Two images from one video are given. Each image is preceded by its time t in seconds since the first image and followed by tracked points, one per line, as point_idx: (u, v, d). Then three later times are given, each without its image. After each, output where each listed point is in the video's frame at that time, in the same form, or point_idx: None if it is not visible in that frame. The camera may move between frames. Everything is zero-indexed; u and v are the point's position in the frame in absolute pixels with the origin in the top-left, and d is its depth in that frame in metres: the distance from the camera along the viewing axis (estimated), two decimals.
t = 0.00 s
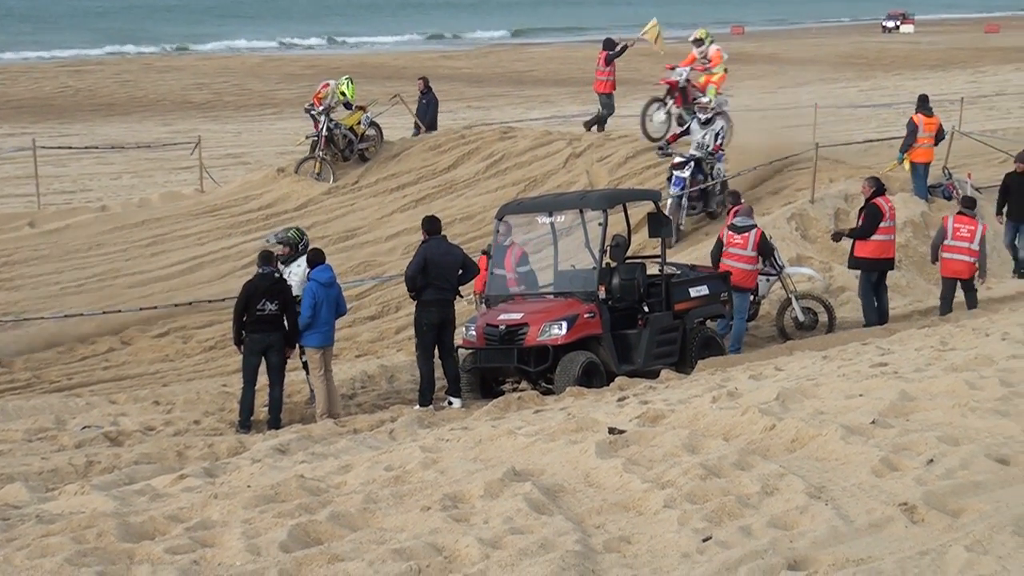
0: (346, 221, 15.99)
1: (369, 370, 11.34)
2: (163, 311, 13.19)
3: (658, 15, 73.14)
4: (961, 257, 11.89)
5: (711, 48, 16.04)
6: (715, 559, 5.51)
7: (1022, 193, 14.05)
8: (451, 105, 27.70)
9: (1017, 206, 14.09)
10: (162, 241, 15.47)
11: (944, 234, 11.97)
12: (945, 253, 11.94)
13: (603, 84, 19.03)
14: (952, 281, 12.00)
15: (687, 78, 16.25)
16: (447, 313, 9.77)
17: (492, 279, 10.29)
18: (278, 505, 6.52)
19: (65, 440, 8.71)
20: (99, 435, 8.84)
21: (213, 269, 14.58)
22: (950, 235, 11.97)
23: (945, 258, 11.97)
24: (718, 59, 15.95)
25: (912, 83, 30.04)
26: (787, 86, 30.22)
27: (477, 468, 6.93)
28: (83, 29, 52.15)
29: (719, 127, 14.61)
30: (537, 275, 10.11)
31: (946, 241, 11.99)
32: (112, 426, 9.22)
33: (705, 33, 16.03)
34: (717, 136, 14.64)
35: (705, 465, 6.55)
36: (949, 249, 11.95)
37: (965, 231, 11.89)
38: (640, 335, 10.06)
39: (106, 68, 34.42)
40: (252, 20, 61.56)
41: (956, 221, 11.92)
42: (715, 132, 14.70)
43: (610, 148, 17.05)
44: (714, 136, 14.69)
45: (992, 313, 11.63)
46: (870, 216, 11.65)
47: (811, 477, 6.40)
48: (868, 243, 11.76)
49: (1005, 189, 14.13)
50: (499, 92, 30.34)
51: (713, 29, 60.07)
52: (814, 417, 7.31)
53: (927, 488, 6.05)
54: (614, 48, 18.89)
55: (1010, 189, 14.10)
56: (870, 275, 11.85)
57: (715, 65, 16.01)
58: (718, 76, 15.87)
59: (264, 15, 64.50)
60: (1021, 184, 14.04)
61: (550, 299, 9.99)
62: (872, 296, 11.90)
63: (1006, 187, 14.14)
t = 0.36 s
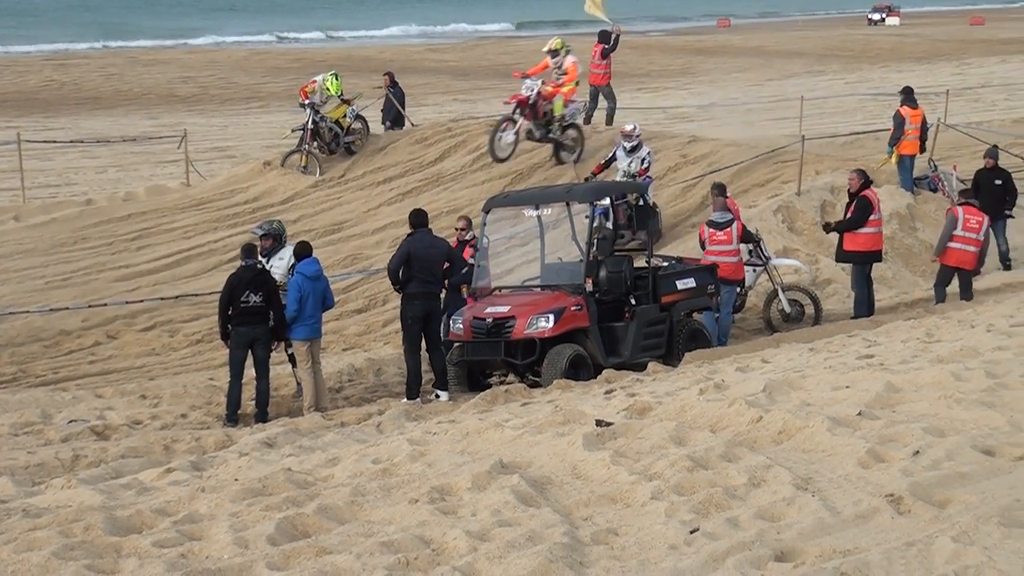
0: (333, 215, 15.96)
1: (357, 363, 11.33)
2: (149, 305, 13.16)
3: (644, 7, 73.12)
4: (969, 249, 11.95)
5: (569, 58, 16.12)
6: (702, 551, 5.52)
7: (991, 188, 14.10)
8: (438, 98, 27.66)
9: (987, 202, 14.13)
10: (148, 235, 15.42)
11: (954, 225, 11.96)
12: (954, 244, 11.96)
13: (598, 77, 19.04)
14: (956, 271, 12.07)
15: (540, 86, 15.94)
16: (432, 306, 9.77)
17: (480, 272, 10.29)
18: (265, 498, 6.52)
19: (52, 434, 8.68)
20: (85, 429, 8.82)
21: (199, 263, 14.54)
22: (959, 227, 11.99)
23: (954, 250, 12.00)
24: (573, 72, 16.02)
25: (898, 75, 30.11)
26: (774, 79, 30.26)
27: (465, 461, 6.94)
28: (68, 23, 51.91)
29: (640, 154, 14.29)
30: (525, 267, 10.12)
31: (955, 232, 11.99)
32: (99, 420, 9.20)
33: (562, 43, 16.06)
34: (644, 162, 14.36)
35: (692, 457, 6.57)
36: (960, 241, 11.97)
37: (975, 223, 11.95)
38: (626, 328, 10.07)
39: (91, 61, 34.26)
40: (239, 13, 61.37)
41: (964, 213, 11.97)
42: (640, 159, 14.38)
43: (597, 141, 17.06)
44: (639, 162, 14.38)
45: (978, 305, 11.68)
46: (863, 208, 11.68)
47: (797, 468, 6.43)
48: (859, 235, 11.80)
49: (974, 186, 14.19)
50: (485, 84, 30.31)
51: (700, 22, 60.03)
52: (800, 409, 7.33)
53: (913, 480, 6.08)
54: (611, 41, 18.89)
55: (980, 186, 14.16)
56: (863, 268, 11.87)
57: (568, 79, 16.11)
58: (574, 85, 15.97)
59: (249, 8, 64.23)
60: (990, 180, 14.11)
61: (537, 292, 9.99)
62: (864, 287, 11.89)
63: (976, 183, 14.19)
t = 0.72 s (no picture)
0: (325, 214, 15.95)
1: (350, 361, 11.34)
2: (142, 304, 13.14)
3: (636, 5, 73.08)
4: (970, 243, 12.03)
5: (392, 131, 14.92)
6: (695, 548, 5.53)
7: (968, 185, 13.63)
8: (429, 97, 27.65)
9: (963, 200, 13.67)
10: (140, 235, 15.40)
11: (958, 219, 11.98)
12: (958, 239, 11.98)
13: (603, 77, 19.08)
14: (955, 266, 12.12)
15: (365, 156, 14.83)
16: (428, 304, 9.77)
17: (474, 270, 10.31)
18: (259, 497, 6.52)
19: (45, 434, 8.67)
20: (78, 429, 8.81)
21: (192, 262, 14.52)
22: (960, 220, 12.01)
23: (957, 244, 12.02)
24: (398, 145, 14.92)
25: (889, 71, 30.17)
26: (766, 76, 30.29)
27: (458, 459, 6.94)
28: (59, 23, 51.81)
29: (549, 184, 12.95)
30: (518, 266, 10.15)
31: (957, 226, 12.01)
32: (91, 420, 9.19)
33: (387, 115, 15.05)
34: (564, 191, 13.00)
35: (685, 454, 6.57)
36: (963, 235, 12.01)
37: (974, 216, 12.03)
38: (619, 326, 10.07)
39: (82, 61, 34.20)
40: (231, 13, 61.27)
41: (964, 206, 12.00)
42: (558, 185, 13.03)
43: (589, 139, 17.07)
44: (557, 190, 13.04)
45: (968, 301, 11.69)
46: (858, 204, 11.67)
47: (790, 464, 6.44)
48: (855, 232, 11.79)
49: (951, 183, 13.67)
50: (477, 83, 30.29)
51: (691, 19, 60.03)
52: (793, 406, 7.34)
53: (906, 476, 6.09)
54: (610, 38, 18.91)
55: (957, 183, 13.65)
56: (855, 264, 11.88)
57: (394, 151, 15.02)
58: (401, 158, 14.89)
59: (239, 8, 64.10)
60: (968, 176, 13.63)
61: (530, 289, 10.00)
62: (856, 283, 11.92)
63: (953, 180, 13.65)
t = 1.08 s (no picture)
0: (326, 216, 15.95)
1: (350, 364, 11.34)
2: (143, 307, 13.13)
3: (635, 7, 73.09)
4: (964, 246, 12.06)
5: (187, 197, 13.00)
6: (697, 550, 5.53)
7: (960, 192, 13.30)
8: (429, 99, 27.67)
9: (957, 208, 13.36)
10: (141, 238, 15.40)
11: (951, 223, 11.98)
12: (952, 243, 12.00)
13: (608, 79, 19.05)
14: (952, 269, 12.15)
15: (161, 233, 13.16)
16: (430, 306, 9.77)
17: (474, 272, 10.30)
18: (260, 500, 6.52)
19: (45, 438, 8.67)
20: (79, 432, 8.81)
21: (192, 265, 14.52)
22: (955, 224, 12.02)
23: (954, 248, 12.05)
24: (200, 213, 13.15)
25: (889, 73, 30.20)
26: (766, 77, 30.31)
27: (459, 462, 6.94)
28: (59, 27, 51.83)
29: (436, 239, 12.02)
30: (518, 268, 10.14)
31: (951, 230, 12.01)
32: (93, 423, 9.19)
33: (183, 175, 13.06)
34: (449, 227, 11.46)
35: (686, 456, 6.57)
36: (959, 238, 12.03)
37: (967, 219, 12.03)
38: (620, 328, 10.08)
39: (82, 64, 34.21)
40: (231, 16, 61.30)
41: (957, 210, 12.01)
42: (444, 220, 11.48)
43: (589, 141, 17.07)
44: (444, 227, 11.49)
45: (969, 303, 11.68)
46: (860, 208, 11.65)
47: (792, 467, 6.44)
48: (855, 236, 11.79)
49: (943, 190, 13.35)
50: (476, 85, 30.28)
51: (690, 20, 60.02)
52: (794, 408, 7.34)
53: (908, 478, 6.08)
54: (613, 40, 18.91)
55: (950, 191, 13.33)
56: (853, 268, 11.89)
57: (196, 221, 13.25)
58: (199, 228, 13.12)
59: (239, 11, 64.12)
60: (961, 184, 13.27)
61: (531, 292, 10.00)
62: (853, 286, 11.95)
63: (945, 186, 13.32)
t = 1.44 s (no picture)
0: (329, 221, 15.97)
1: (353, 370, 11.35)
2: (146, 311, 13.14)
3: (638, 12, 73.13)
4: (953, 247, 12.04)
5: None
6: (699, 555, 5.53)
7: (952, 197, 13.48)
8: (432, 103, 27.71)
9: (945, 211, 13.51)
10: (144, 242, 15.42)
11: (937, 227, 11.95)
12: (938, 246, 12.00)
13: (610, 84, 19.07)
14: (945, 270, 12.15)
15: None
16: (434, 311, 9.77)
17: (477, 277, 10.30)
18: (263, 505, 6.52)
19: (48, 442, 8.67)
20: (82, 436, 8.81)
21: (195, 270, 14.54)
22: (941, 227, 11.99)
23: (942, 250, 12.03)
24: None
25: (892, 77, 30.22)
26: (769, 82, 30.33)
27: (462, 466, 6.94)
28: (63, 32, 51.93)
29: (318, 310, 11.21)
30: (521, 273, 10.14)
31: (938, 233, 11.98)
32: (95, 427, 9.20)
33: None
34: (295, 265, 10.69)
35: (689, 461, 6.57)
36: (946, 240, 12.01)
37: (953, 220, 11.99)
38: (623, 332, 10.08)
39: (85, 68, 34.26)
40: (234, 21, 61.38)
41: (942, 212, 11.97)
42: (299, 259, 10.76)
43: (592, 146, 17.08)
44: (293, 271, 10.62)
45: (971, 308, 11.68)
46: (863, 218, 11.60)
47: (794, 472, 6.44)
48: (858, 246, 11.72)
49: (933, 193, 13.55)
50: (479, 89, 30.33)
51: (693, 25, 60.07)
52: (797, 413, 7.33)
53: (910, 483, 6.08)
54: (616, 46, 18.92)
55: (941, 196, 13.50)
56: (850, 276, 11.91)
57: None
58: None
59: (243, 17, 64.22)
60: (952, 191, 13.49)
61: (534, 296, 10.00)
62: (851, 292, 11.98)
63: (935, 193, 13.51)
